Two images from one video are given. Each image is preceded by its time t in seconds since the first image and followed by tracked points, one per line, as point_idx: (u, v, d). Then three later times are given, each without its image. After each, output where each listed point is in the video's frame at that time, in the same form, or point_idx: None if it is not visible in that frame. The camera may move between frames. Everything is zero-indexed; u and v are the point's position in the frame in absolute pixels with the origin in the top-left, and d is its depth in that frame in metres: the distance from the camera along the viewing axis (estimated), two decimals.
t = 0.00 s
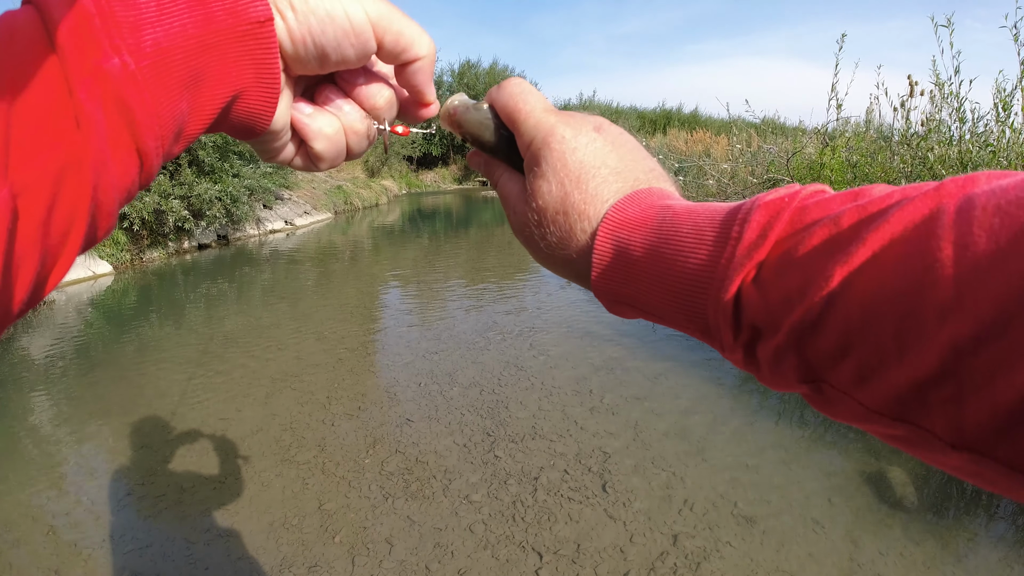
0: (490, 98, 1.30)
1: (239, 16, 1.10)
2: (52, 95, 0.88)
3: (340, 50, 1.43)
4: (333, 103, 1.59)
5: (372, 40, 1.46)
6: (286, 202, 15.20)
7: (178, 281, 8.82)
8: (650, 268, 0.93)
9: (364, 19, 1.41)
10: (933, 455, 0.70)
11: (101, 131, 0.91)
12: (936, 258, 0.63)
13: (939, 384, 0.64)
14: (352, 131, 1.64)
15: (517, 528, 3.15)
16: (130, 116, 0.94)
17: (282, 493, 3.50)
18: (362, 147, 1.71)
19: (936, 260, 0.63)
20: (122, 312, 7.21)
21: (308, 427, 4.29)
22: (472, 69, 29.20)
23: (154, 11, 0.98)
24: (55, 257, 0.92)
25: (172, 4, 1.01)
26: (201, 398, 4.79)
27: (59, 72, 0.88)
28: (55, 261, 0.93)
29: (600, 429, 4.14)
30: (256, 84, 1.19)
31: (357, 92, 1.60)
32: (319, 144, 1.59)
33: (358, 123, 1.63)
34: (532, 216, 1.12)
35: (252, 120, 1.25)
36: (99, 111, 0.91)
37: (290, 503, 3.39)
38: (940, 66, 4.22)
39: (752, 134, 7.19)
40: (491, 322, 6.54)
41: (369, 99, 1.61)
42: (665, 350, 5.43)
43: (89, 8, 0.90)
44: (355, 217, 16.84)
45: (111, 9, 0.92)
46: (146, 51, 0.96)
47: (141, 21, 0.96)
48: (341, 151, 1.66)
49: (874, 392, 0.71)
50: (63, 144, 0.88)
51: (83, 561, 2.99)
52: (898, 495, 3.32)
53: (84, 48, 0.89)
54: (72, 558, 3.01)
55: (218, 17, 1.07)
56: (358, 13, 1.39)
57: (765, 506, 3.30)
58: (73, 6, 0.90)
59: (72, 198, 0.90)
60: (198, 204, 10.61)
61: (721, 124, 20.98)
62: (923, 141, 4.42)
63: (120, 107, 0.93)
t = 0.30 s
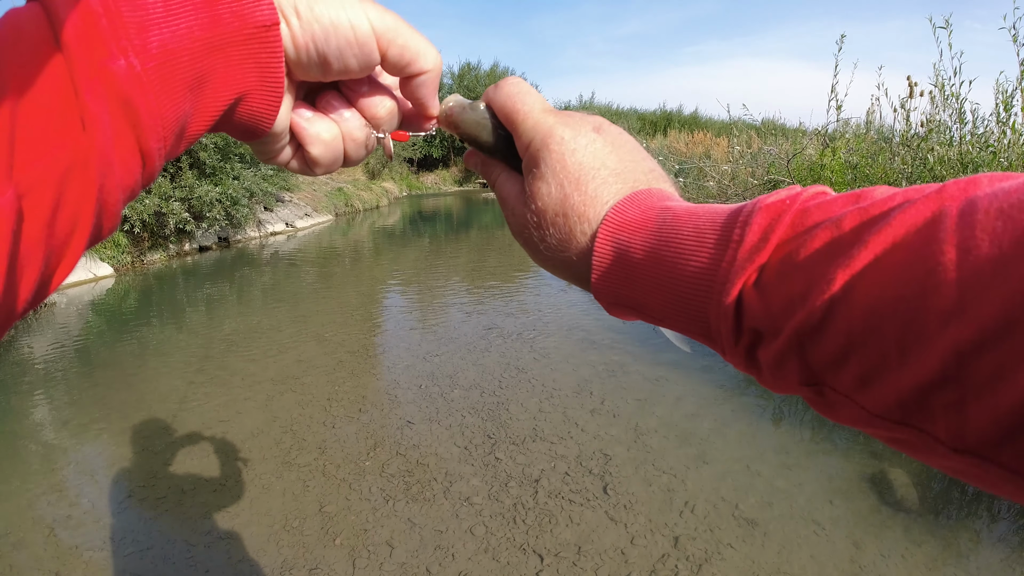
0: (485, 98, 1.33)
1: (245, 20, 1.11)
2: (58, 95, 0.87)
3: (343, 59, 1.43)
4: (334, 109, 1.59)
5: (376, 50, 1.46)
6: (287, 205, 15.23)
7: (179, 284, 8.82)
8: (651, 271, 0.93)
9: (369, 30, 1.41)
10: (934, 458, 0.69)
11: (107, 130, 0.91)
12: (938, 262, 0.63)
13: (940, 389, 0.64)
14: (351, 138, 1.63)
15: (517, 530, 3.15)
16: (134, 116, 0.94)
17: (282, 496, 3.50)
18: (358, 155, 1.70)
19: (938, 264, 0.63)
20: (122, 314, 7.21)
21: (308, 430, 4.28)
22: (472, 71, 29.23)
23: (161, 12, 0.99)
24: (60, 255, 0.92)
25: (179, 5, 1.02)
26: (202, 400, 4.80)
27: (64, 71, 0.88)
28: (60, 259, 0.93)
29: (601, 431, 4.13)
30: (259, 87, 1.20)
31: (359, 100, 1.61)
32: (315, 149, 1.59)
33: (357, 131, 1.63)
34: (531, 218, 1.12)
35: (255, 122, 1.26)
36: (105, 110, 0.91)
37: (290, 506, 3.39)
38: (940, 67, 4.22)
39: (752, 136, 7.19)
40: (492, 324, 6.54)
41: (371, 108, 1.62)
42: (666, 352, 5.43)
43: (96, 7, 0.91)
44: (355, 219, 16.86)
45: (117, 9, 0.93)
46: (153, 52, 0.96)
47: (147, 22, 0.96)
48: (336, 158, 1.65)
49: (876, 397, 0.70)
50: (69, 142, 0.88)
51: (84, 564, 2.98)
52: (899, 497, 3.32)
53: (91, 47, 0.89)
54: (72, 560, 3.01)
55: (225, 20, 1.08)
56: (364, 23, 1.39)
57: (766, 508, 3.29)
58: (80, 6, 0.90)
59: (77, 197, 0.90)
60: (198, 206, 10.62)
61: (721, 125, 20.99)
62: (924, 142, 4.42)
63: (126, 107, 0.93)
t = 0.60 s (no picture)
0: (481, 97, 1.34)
1: (243, 23, 1.11)
2: (58, 98, 0.87)
3: (344, 56, 1.42)
4: (334, 119, 1.58)
5: (375, 44, 1.45)
6: (287, 204, 15.23)
7: (179, 283, 8.82)
8: (650, 269, 0.93)
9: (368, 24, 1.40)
10: (934, 457, 0.69)
11: (106, 134, 0.90)
12: (938, 260, 0.63)
13: (942, 388, 0.64)
14: (351, 150, 1.62)
15: (518, 529, 3.15)
16: (134, 120, 0.94)
17: (283, 494, 3.50)
18: (358, 169, 1.68)
19: (938, 263, 0.63)
20: (123, 313, 7.21)
21: (309, 429, 4.29)
22: (473, 70, 29.20)
23: (159, 15, 0.98)
24: (61, 260, 0.92)
25: (178, 10, 1.01)
26: (203, 399, 4.80)
27: (66, 74, 0.88)
28: (61, 264, 0.93)
29: (601, 429, 4.13)
30: (260, 92, 1.20)
31: (362, 111, 1.60)
32: (315, 160, 1.56)
33: (358, 144, 1.62)
34: (528, 217, 1.11)
35: (257, 129, 1.25)
36: (105, 113, 0.90)
37: (291, 505, 3.40)
38: (941, 65, 4.21)
39: (753, 134, 7.19)
40: (492, 322, 6.53)
41: (374, 120, 1.62)
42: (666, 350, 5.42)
43: (95, 10, 0.90)
44: (356, 218, 16.86)
45: (116, 12, 0.92)
46: (151, 56, 0.96)
47: (146, 26, 0.96)
48: (334, 169, 1.62)
49: (876, 395, 0.70)
50: (69, 146, 0.88)
51: (85, 563, 2.99)
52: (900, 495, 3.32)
53: (90, 49, 0.89)
54: (73, 559, 3.01)
55: (223, 25, 1.08)
56: (363, 19, 1.38)
57: (767, 506, 3.29)
58: (80, 8, 0.90)
59: (77, 201, 0.89)
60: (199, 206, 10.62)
61: (722, 123, 20.96)
62: (925, 140, 4.41)
63: (126, 110, 0.93)
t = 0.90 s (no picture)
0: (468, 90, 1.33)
1: (247, 28, 1.09)
2: (59, 102, 0.87)
3: (350, 57, 1.41)
4: (337, 124, 1.56)
5: (380, 45, 1.44)
6: (287, 201, 15.21)
7: (178, 280, 8.81)
8: (645, 258, 0.92)
9: (373, 25, 1.39)
10: (933, 443, 0.69)
11: (105, 137, 0.90)
12: (936, 247, 0.62)
13: (942, 376, 0.63)
14: (354, 155, 1.60)
15: (517, 527, 3.14)
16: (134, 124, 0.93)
17: (282, 492, 3.50)
18: (363, 175, 1.65)
19: (937, 248, 0.62)
20: (122, 310, 7.20)
21: (308, 426, 4.28)
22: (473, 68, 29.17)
23: (160, 21, 0.97)
24: (62, 266, 0.90)
25: (179, 15, 0.99)
26: (201, 397, 4.79)
27: (66, 78, 0.87)
28: (62, 270, 0.91)
29: (601, 427, 4.13)
30: (266, 98, 1.17)
31: (363, 115, 1.58)
32: (318, 164, 1.54)
33: (360, 148, 1.60)
34: (519, 208, 1.10)
35: (265, 136, 1.23)
36: (104, 118, 0.90)
37: (290, 502, 3.39)
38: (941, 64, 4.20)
39: (753, 133, 7.18)
40: (491, 320, 6.53)
41: (375, 123, 1.59)
42: (666, 349, 5.42)
43: (96, 16, 0.90)
44: (355, 215, 16.85)
45: (116, 17, 0.91)
46: (152, 60, 0.95)
47: (146, 31, 0.95)
48: (336, 172, 1.58)
49: (875, 384, 0.70)
50: (70, 148, 0.87)
51: (84, 560, 2.98)
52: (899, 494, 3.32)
53: (89, 54, 0.88)
54: (72, 556, 3.01)
55: (225, 30, 1.05)
56: (368, 20, 1.37)
57: (765, 505, 3.29)
58: (81, 14, 0.89)
59: (78, 205, 0.88)
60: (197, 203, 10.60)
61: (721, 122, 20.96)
62: (925, 139, 4.40)
63: (127, 115, 0.92)
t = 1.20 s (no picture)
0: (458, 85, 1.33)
1: (240, 25, 1.08)
2: (56, 100, 0.86)
3: (348, 52, 1.40)
4: (344, 113, 1.52)
5: (377, 44, 1.44)
6: (287, 199, 15.21)
7: (178, 277, 8.80)
8: (647, 251, 0.91)
9: (370, 23, 1.39)
10: (935, 432, 0.69)
11: (103, 134, 0.89)
12: (939, 235, 0.62)
13: (945, 364, 0.63)
14: (363, 144, 1.56)
15: (516, 525, 3.14)
16: (130, 121, 0.92)
17: (282, 489, 3.49)
18: (373, 163, 1.62)
19: (939, 237, 0.62)
20: (122, 308, 7.20)
21: (308, 423, 4.28)
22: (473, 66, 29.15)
23: (154, 21, 0.97)
24: (61, 266, 0.89)
25: (174, 15, 0.99)
26: (201, 394, 4.79)
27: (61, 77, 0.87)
28: (62, 270, 0.89)
29: (600, 425, 4.13)
30: (264, 96, 1.16)
31: (368, 106, 1.54)
32: (327, 155, 1.51)
33: (371, 138, 1.57)
34: (518, 204, 1.10)
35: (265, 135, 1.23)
36: (101, 115, 0.89)
37: (290, 500, 3.39)
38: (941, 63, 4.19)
39: (753, 132, 7.16)
40: (491, 318, 6.53)
41: (380, 113, 1.55)
42: (666, 347, 5.42)
43: (91, 18, 0.90)
44: (355, 213, 16.86)
45: (111, 19, 0.92)
46: (147, 59, 0.94)
47: (141, 32, 0.95)
48: (349, 163, 1.57)
49: (878, 374, 0.69)
50: (68, 146, 0.86)
51: (83, 557, 2.98)
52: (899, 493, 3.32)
53: (85, 54, 0.88)
54: (72, 553, 3.01)
55: (219, 28, 1.05)
56: (364, 16, 1.37)
57: (765, 503, 3.29)
58: (75, 15, 0.89)
59: (77, 203, 0.87)
60: (198, 200, 10.59)
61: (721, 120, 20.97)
62: (925, 139, 4.40)
63: (125, 113, 0.92)
